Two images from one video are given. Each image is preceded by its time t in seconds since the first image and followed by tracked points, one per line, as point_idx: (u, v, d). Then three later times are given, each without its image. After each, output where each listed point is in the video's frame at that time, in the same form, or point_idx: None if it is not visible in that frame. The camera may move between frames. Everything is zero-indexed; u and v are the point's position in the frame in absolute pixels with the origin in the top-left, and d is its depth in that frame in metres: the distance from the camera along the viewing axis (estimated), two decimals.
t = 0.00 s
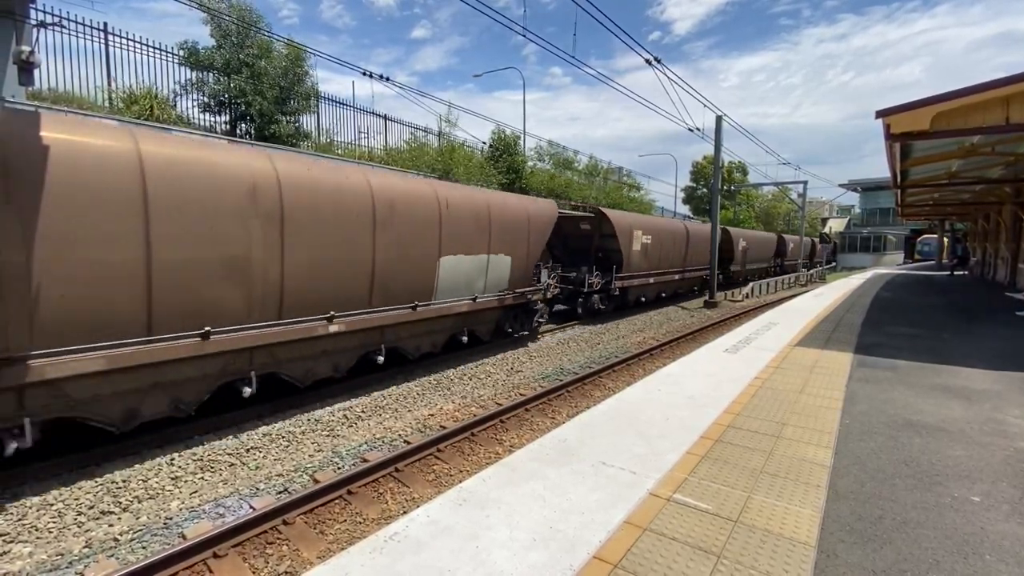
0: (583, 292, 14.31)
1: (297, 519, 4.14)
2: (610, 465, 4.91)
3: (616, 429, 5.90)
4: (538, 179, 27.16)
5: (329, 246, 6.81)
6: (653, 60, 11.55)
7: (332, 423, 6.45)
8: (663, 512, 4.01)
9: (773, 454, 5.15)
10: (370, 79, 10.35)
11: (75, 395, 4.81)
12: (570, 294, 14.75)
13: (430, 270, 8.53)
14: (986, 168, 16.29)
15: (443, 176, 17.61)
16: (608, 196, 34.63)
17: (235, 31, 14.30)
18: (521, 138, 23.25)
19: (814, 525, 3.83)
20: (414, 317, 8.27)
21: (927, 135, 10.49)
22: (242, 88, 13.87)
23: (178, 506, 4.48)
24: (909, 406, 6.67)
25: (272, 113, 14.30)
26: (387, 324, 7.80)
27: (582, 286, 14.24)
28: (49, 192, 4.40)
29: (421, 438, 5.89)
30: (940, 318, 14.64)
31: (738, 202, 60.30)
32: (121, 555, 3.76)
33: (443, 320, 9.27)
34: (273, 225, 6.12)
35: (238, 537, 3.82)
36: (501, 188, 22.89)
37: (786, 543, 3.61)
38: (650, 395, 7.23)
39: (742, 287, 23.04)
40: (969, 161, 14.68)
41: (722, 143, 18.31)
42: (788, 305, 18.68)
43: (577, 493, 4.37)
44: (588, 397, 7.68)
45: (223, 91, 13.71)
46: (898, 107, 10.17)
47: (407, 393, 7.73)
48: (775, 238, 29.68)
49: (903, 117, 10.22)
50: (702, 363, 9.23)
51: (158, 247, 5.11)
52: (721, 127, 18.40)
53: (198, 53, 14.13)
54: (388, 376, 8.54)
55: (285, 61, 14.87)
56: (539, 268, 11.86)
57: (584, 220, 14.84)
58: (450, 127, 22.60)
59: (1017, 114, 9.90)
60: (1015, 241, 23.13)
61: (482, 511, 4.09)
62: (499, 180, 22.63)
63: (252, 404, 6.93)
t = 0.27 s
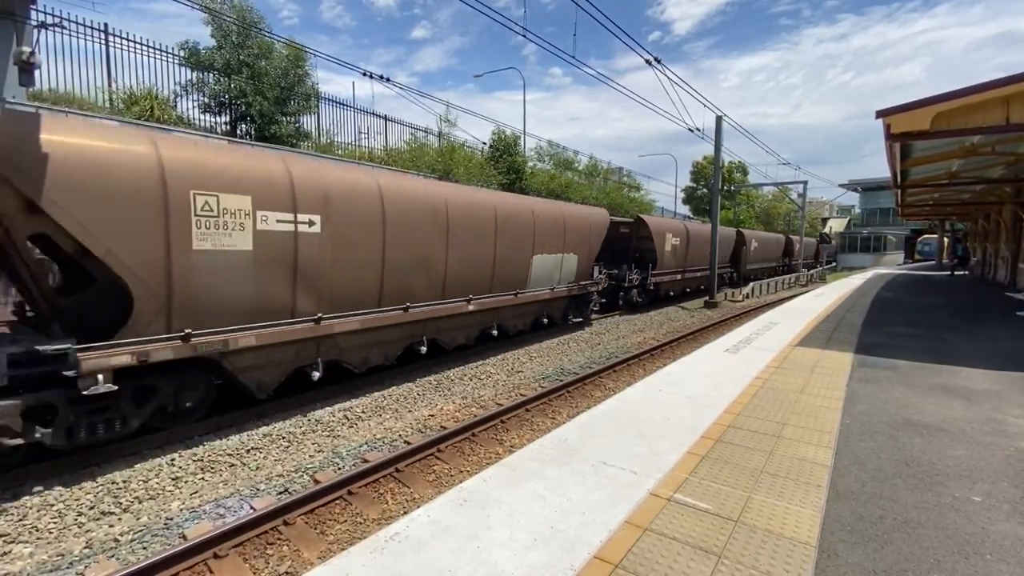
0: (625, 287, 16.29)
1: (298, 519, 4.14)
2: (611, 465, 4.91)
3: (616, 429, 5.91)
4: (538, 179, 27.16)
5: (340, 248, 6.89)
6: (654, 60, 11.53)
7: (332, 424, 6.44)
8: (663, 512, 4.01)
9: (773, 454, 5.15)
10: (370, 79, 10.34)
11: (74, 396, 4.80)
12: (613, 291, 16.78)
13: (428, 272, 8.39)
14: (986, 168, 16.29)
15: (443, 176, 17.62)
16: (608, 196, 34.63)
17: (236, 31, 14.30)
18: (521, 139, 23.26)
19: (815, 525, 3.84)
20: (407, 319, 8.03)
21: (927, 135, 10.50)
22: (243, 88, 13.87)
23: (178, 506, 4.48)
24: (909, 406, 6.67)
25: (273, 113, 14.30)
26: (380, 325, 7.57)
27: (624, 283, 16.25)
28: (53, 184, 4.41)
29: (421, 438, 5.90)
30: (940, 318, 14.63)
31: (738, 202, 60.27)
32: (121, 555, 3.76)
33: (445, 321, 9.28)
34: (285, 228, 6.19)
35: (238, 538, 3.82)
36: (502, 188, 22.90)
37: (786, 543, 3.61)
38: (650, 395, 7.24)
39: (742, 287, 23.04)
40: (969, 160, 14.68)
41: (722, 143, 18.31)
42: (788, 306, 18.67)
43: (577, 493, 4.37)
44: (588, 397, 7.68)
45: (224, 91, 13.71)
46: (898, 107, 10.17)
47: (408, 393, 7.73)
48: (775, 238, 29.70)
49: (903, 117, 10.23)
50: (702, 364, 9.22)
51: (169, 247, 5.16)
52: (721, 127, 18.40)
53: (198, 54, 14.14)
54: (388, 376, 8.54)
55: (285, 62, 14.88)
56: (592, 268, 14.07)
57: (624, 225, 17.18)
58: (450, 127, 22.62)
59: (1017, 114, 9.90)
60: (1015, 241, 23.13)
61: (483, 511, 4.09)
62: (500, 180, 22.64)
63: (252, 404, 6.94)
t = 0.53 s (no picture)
0: (656, 284, 18.51)
1: (298, 520, 4.14)
2: (610, 466, 4.92)
3: (616, 429, 5.92)
4: (539, 179, 27.17)
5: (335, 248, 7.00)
6: (653, 61, 11.54)
7: (332, 424, 6.45)
8: (663, 514, 4.01)
9: (773, 455, 5.15)
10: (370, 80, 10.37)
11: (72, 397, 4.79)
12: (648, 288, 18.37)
13: (423, 275, 8.55)
14: (986, 169, 16.30)
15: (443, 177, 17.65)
16: (608, 197, 34.65)
17: (237, 32, 14.33)
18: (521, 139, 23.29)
19: (815, 526, 3.84)
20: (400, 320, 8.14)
21: (927, 135, 10.51)
22: (243, 89, 13.91)
23: (178, 507, 4.48)
24: (909, 407, 6.66)
25: (273, 114, 14.32)
26: (370, 326, 7.66)
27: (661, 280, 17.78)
28: (53, 182, 4.42)
29: (421, 439, 5.90)
30: (940, 319, 14.63)
31: (738, 203, 60.24)
32: (121, 556, 3.76)
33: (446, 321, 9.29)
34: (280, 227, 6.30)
35: (237, 539, 3.82)
36: (502, 189, 22.92)
37: (786, 544, 3.61)
38: (650, 396, 7.25)
39: (743, 288, 23.03)
40: (969, 161, 14.69)
41: (722, 143, 18.30)
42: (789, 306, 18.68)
43: (577, 493, 4.38)
44: (588, 398, 7.68)
45: (224, 92, 13.73)
46: (897, 108, 10.18)
47: (408, 394, 7.74)
48: (775, 238, 29.69)
49: (902, 118, 10.25)
50: (702, 364, 9.23)
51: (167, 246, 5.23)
52: (721, 128, 18.42)
53: (199, 54, 14.17)
54: (389, 377, 8.55)
55: (286, 63, 14.91)
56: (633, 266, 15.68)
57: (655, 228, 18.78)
58: (450, 128, 22.65)
59: (1016, 115, 9.91)
60: (1016, 242, 23.12)
61: (483, 512, 4.10)
62: (500, 181, 22.66)
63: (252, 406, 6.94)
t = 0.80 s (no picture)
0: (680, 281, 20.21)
1: (298, 521, 4.14)
2: (610, 467, 4.92)
3: (616, 430, 5.92)
4: (539, 180, 27.18)
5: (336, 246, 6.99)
6: (653, 61, 11.54)
7: (332, 425, 6.45)
8: (662, 514, 4.01)
9: (773, 456, 5.15)
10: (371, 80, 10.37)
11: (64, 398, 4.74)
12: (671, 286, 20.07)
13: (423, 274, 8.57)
14: (986, 170, 16.31)
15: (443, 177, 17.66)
16: (608, 198, 34.66)
17: (237, 33, 14.31)
18: (522, 140, 23.30)
19: (815, 526, 3.85)
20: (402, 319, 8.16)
21: (927, 136, 10.51)
22: (244, 90, 13.91)
23: (177, 508, 4.48)
24: (909, 408, 6.66)
25: (274, 115, 14.31)
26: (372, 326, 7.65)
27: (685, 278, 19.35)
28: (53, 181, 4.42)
29: (421, 439, 5.90)
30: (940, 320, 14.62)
31: (738, 204, 60.26)
32: (121, 557, 3.76)
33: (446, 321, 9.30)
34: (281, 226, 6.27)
35: (236, 540, 3.81)
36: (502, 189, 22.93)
37: (787, 545, 3.60)
38: (650, 397, 7.25)
39: (743, 289, 23.04)
40: (969, 162, 14.69)
41: (722, 144, 18.31)
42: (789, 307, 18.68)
43: (577, 494, 4.38)
44: (588, 399, 7.68)
45: (225, 93, 13.72)
46: (897, 109, 10.19)
47: (408, 395, 7.75)
48: (775, 239, 29.70)
49: (901, 119, 10.26)
50: (702, 365, 9.23)
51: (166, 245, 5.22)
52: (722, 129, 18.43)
53: (200, 55, 14.18)
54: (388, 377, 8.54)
55: (287, 64, 14.92)
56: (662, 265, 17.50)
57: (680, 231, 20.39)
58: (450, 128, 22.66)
59: (1016, 116, 9.91)
60: (1016, 243, 23.13)
61: (482, 512, 4.10)
62: (500, 181, 22.66)
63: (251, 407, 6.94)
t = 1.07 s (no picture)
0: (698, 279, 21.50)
1: (297, 521, 4.14)
2: (610, 468, 4.92)
3: (617, 431, 5.92)
4: (539, 181, 27.18)
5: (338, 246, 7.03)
6: (654, 62, 11.53)
7: (332, 425, 6.45)
8: (662, 516, 4.01)
9: (773, 457, 5.15)
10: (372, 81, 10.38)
11: (63, 398, 4.73)
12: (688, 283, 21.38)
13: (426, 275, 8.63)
14: (986, 171, 16.30)
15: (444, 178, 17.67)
16: (608, 198, 34.65)
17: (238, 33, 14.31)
18: (522, 140, 23.32)
19: (815, 528, 3.85)
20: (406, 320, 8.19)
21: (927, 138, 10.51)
22: (245, 91, 13.94)
23: (177, 508, 4.48)
24: (909, 409, 6.65)
25: (275, 115, 14.33)
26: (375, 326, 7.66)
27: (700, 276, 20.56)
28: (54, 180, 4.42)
29: (421, 440, 5.91)
30: (941, 321, 14.61)
31: (738, 205, 60.26)
32: (120, 557, 3.75)
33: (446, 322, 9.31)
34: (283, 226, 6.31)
35: (235, 541, 3.81)
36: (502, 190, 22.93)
37: (786, 547, 3.60)
38: (650, 398, 7.24)
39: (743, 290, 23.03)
40: (969, 163, 14.70)
41: (722, 145, 18.33)
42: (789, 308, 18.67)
43: (577, 495, 4.38)
44: (588, 400, 7.68)
45: (226, 93, 13.75)
46: (898, 110, 10.20)
47: (408, 395, 7.76)
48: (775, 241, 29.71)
49: (902, 120, 10.26)
50: (702, 366, 9.23)
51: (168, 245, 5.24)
52: (722, 129, 18.44)
53: (201, 55, 14.20)
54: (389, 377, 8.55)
55: (288, 64, 14.94)
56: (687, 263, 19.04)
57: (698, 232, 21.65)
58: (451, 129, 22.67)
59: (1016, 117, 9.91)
60: (1016, 245, 23.13)
61: (482, 513, 4.10)
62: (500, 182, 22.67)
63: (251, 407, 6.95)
